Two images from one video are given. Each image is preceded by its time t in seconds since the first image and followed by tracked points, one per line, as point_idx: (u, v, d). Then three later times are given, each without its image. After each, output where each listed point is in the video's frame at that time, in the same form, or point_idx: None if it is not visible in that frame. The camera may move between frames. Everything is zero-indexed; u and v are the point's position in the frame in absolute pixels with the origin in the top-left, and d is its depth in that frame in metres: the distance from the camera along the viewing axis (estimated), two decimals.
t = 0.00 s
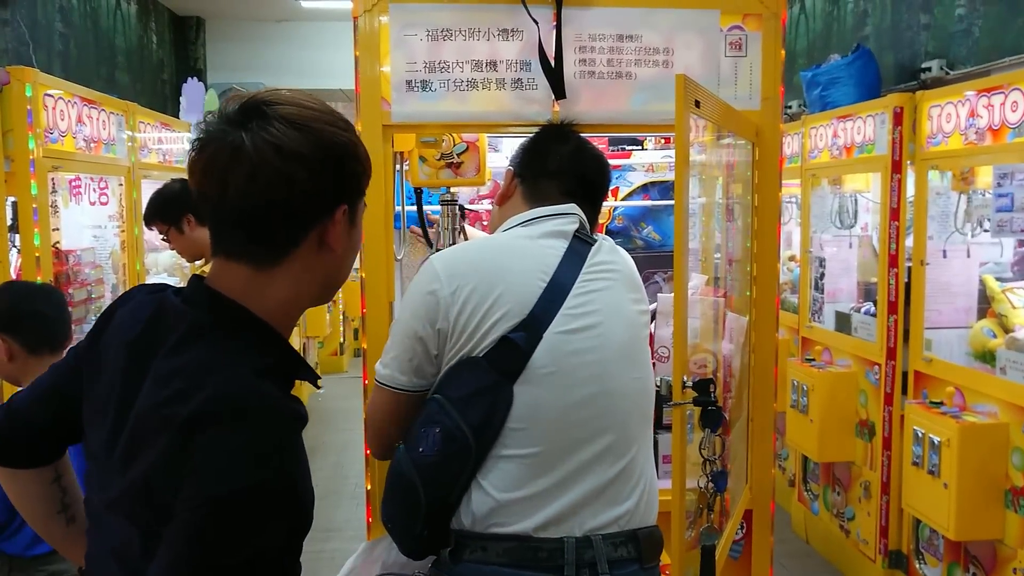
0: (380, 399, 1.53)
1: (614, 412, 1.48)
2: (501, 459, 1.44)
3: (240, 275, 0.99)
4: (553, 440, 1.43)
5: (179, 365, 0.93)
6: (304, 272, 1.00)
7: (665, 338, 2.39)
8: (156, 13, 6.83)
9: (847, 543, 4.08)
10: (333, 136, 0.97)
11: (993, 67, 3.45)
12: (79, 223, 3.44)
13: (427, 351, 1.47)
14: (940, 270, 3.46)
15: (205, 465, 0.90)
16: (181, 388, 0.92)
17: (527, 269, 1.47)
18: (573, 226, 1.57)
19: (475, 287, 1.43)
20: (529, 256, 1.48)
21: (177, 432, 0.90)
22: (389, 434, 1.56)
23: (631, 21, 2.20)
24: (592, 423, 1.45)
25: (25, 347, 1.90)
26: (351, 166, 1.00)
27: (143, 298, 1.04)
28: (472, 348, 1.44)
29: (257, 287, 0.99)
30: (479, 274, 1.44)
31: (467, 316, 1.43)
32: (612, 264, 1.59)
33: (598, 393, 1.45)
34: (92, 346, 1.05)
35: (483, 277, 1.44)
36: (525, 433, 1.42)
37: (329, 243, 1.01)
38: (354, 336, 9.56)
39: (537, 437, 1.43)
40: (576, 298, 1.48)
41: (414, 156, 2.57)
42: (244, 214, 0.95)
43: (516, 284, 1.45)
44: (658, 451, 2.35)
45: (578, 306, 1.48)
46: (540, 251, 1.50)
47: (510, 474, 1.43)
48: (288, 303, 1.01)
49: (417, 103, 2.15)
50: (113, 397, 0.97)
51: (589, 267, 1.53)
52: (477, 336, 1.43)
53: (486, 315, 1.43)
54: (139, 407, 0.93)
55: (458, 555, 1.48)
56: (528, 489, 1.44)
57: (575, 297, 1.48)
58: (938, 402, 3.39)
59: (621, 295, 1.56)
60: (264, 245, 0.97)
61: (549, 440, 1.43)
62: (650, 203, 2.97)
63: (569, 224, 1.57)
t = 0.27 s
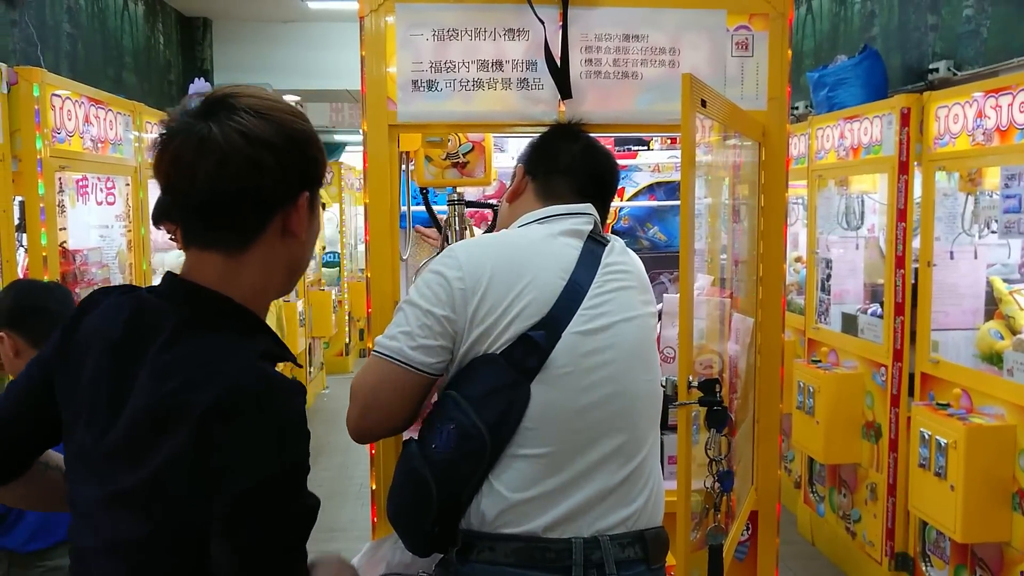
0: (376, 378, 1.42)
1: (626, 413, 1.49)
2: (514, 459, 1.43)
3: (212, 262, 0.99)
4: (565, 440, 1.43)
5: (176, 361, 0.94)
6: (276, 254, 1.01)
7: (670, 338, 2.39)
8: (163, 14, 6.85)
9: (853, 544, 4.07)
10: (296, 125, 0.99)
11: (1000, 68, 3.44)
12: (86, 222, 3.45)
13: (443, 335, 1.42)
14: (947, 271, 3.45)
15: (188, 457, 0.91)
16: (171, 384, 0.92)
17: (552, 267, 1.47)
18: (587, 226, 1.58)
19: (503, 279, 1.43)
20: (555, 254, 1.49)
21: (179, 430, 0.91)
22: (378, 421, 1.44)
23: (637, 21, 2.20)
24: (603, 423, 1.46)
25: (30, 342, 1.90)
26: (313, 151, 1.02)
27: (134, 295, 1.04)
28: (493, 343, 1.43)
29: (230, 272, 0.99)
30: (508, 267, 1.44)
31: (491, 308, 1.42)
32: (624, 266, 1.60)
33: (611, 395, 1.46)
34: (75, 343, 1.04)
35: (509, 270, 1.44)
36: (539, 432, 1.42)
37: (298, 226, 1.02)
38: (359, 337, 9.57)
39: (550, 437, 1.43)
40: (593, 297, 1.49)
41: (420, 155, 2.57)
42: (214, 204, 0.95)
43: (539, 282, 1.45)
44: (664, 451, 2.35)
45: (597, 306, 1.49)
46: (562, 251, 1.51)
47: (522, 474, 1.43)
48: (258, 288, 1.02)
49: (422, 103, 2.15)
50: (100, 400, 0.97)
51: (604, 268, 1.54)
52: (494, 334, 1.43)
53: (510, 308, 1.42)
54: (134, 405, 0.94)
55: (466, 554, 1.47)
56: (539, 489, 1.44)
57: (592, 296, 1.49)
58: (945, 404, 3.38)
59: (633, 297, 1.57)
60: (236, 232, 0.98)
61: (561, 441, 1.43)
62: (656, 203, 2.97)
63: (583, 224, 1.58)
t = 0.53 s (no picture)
0: (404, 355, 1.37)
1: (640, 419, 1.49)
2: (529, 463, 1.43)
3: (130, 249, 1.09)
4: (579, 445, 1.43)
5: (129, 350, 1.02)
6: (194, 235, 1.10)
7: (680, 341, 2.39)
8: (177, 17, 6.89)
9: (865, 549, 4.05)
10: (204, 118, 1.08)
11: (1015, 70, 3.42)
12: (99, 224, 3.47)
13: (474, 320, 1.40)
14: (961, 274, 3.43)
15: (164, 448, 1.00)
16: (134, 383, 1.00)
17: (578, 267, 1.48)
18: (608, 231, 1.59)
19: (531, 272, 1.44)
20: (582, 256, 1.50)
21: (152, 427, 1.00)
22: (402, 401, 1.37)
23: (648, 23, 2.20)
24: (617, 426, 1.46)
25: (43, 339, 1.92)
26: (228, 142, 1.11)
27: (124, 296, 1.06)
28: (519, 338, 1.42)
29: (152, 255, 1.09)
30: (536, 261, 1.45)
31: (519, 300, 1.42)
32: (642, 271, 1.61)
33: (626, 400, 1.47)
34: (43, 347, 1.11)
35: (537, 265, 1.45)
36: (555, 436, 1.43)
37: (213, 208, 1.11)
38: (370, 338, 9.59)
39: (566, 441, 1.43)
40: (615, 300, 1.50)
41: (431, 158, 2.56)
42: (129, 191, 1.06)
43: (565, 280, 1.46)
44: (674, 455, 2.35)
45: (618, 310, 1.50)
46: (587, 254, 1.51)
47: (536, 479, 1.43)
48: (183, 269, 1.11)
49: (433, 105, 2.15)
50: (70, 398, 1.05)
51: (623, 272, 1.55)
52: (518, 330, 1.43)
53: (538, 302, 1.43)
54: (104, 407, 1.01)
55: (478, 560, 1.47)
56: (554, 493, 1.44)
57: (613, 300, 1.50)
58: (958, 408, 3.36)
59: (648, 302, 1.57)
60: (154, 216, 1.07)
61: (575, 444, 1.43)
62: (668, 206, 2.96)
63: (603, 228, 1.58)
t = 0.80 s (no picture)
0: (436, 332, 1.34)
1: (651, 420, 1.49)
2: (542, 464, 1.43)
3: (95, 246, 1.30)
4: (591, 446, 1.43)
5: (87, 357, 1.18)
6: (147, 230, 1.30)
7: (690, 342, 2.38)
8: (187, 18, 6.92)
9: (874, 552, 4.03)
10: (147, 124, 1.27)
11: None
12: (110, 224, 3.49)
13: (503, 308, 1.39)
14: (972, 276, 3.40)
15: (123, 439, 1.17)
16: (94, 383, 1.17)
17: (598, 264, 1.49)
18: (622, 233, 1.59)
19: (555, 267, 1.44)
20: (602, 255, 1.51)
21: (113, 421, 1.17)
22: (433, 379, 1.33)
23: (658, 24, 2.19)
24: (630, 427, 1.46)
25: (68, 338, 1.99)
26: (174, 144, 1.29)
27: (86, 291, 1.25)
28: (540, 332, 1.42)
29: (112, 246, 1.29)
30: (559, 256, 1.46)
31: (543, 293, 1.42)
32: (655, 275, 1.62)
33: (638, 402, 1.47)
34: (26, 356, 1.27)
35: (560, 260, 1.45)
36: (569, 436, 1.42)
37: (163, 206, 1.29)
38: (379, 339, 9.59)
39: (579, 441, 1.43)
40: (631, 302, 1.50)
41: (441, 159, 2.58)
42: (87, 188, 1.27)
43: (586, 275, 1.46)
44: (684, 456, 2.34)
45: (632, 311, 1.50)
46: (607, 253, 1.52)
47: (549, 479, 1.42)
48: (139, 259, 1.30)
49: (443, 106, 2.15)
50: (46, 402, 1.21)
51: (637, 274, 1.55)
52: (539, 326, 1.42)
53: (561, 296, 1.43)
54: (76, 404, 1.17)
55: (487, 562, 1.46)
56: (565, 494, 1.43)
57: (628, 301, 1.50)
58: (969, 410, 3.33)
59: (660, 305, 1.58)
60: (111, 211, 1.28)
61: (588, 444, 1.43)
62: (677, 207, 2.95)
63: (618, 230, 1.58)
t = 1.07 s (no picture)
0: (473, 324, 1.31)
1: (661, 423, 1.49)
2: (552, 465, 1.43)
3: (91, 246, 1.35)
4: (600, 447, 1.43)
5: (79, 353, 1.23)
6: (139, 228, 1.34)
7: (697, 343, 2.38)
8: (193, 18, 6.94)
9: (880, 553, 4.02)
10: (136, 125, 1.31)
11: None
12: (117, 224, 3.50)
13: (529, 302, 1.38)
14: (980, 276, 3.39)
15: (116, 432, 1.23)
16: (87, 381, 1.23)
17: (615, 265, 1.49)
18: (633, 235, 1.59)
19: (577, 264, 1.44)
20: (620, 256, 1.51)
21: (106, 417, 1.23)
22: (462, 372, 1.32)
23: (665, 24, 2.19)
24: (641, 428, 1.46)
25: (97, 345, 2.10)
26: (163, 143, 1.32)
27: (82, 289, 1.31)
28: (561, 327, 1.42)
29: (105, 245, 1.34)
30: (581, 255, 1.45)
31: (565, 291, 1.42)
32: (666, 277, 1.62)
33: (648, 404, 1.47)
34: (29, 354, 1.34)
35: (581, 258, 1.45)
36: (580, 437, 1.42)
37: (152, 205, 1.33)
38: (384, 339, 9.60)
39: (590, 442, 1.43)
40: (644, 303, 1.51)
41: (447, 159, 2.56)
42: (77, 189, 1.32)
43: (606, 275, 1.46)
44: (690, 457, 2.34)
45: (644, 313, 1.50)
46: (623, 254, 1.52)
47: (558, 481, 1.42)
48: (131, 257, 1.34)
49: (450, 106, 2.15)
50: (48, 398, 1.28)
51: (649, 276, 1.56)
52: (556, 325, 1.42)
53: (582, 294, 1.43)
54: (72, 401, 1.23)
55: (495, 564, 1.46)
56: (575, 495, 1.43)
57: (641, 303, 1.50)
58: (976, 411, 3.32)
59: (671, 308, 1.58)
60: (103, 212, 1.33)
61: (599, 446, 1.43)
62: (684, 207, 2.95)
63: (630, 233, 1.59)
